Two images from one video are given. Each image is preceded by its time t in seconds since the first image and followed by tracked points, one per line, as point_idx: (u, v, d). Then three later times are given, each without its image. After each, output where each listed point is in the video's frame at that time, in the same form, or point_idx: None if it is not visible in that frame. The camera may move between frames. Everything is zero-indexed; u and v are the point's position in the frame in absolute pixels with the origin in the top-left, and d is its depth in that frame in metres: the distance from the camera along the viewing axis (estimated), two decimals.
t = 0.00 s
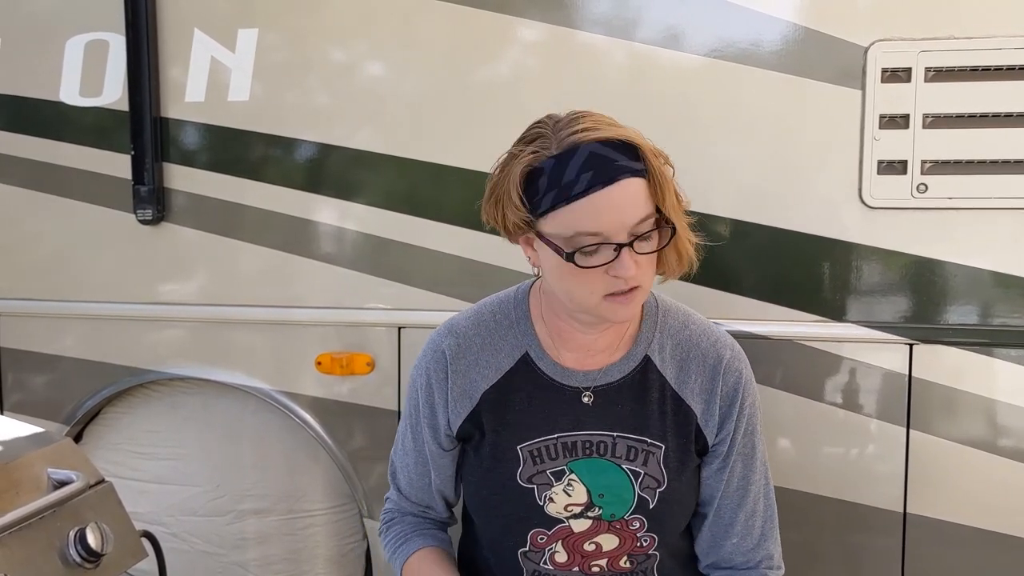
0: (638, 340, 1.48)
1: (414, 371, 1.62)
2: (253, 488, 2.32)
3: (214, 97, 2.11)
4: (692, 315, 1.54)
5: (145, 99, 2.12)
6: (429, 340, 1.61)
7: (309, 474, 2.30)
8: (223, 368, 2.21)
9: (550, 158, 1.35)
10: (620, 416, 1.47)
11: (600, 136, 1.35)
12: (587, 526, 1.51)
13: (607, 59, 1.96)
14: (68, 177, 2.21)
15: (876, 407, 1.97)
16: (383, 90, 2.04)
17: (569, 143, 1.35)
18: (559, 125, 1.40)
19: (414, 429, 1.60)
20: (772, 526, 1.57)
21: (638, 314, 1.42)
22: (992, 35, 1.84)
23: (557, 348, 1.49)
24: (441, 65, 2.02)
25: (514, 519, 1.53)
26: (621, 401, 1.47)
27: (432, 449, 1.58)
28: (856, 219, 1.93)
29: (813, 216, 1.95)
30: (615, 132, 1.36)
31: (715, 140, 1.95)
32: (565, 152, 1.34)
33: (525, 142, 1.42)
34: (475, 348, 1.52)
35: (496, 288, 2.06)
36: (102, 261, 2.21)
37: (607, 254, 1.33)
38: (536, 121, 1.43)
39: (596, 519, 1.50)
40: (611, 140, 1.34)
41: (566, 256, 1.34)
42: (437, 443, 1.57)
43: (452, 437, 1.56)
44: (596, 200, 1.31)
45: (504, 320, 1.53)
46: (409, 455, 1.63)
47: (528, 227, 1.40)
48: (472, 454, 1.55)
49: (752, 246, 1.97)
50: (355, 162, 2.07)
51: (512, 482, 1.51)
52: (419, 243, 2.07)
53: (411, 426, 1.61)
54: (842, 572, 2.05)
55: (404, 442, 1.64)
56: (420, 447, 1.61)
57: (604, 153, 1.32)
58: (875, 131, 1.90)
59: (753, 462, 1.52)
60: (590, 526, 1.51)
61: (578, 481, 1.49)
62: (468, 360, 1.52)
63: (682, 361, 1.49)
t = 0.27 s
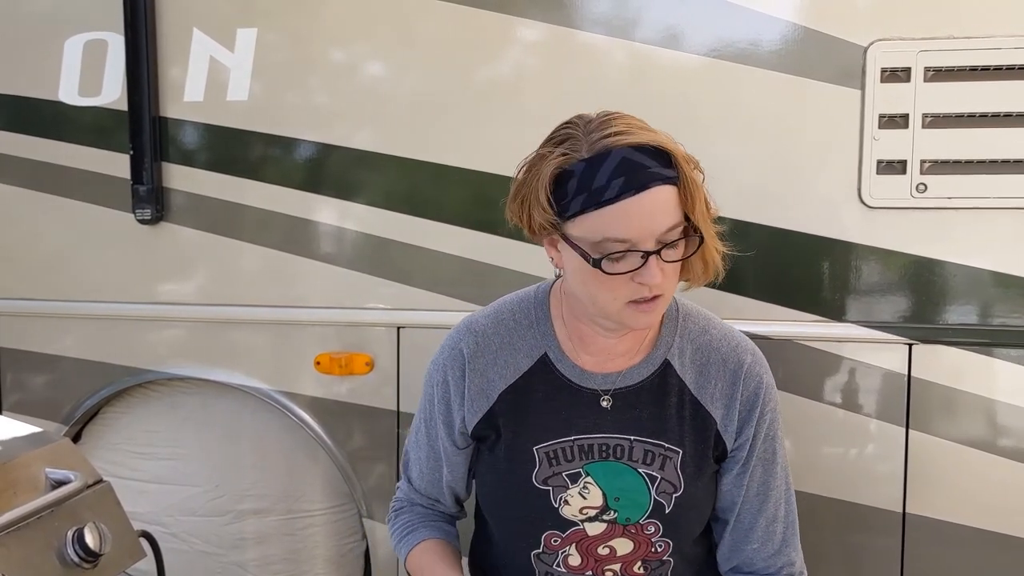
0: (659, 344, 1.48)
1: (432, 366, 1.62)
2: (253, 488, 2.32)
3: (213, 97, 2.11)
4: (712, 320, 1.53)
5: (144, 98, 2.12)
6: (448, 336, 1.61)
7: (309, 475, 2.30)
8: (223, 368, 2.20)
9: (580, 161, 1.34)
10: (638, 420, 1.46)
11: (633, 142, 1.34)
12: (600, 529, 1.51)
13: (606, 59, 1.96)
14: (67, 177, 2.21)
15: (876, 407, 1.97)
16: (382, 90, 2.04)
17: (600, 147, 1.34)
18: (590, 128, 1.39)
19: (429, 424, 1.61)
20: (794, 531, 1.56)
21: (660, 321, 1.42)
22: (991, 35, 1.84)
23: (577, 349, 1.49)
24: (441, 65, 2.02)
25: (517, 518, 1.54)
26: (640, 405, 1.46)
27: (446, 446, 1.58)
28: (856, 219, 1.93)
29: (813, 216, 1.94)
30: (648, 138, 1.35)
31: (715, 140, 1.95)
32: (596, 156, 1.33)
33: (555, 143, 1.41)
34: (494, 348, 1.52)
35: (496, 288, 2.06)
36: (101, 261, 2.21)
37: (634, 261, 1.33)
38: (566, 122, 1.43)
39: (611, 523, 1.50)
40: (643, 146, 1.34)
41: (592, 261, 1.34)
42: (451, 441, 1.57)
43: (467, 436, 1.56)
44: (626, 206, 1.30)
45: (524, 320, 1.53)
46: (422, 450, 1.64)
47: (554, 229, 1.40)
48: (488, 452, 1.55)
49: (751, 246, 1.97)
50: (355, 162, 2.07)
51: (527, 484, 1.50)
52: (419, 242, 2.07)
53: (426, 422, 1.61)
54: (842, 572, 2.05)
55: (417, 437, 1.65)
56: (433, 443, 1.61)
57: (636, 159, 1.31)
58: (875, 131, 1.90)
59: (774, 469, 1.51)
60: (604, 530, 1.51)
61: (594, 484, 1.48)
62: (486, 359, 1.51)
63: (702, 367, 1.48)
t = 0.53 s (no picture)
0: (675, 353, 1.47)
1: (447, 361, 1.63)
2: (253, 488, 2.32)
3: (213, 97, 2.11)
4: (731, 332, 1.52)
5: (144, 99, 2.12)
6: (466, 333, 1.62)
7: (309, 475, 2.30)
8: (222, 368, 2.20)
9: (580, 158, 1.35)
10: (652, 430, 1.46)
11: (633, 137, 1.34)
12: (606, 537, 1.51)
13: (606, 59, 1.96)
14: (67, 178, 2.21)
15: (876, 407, 1.97)
16: (382, 90, 2.04)
17: (600, 143, 1.35)
18: (593, 126, 1.40)
19: (440, 418, 1.62)
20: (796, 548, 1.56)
21: (667, 322, 1.40)
22: (991, 36, 1.84)
23: (590, 353, 1.49)
24: (440, 65, 2.02)
25: (520, 520, 1.55)
26: (654, 415, 1.46)
27: (456, 443, 1.58)
28: (857, 219, 1.93)
29: (813, 217, 1.94)
30: (649, 134, 1.34)
31: (715, 140, 1.95)
32: (595, 151, 1.34)
33: (561, 142, 1.43)
34: (509, 348, 1.52)
35: (496, 288, 2.05)
36: (101, 261, 2.21)
37: (632, 257, 1.32)
38: (577, 122, 1.44)
39: (617, 532, 1.50)
40: (643, 141, 1.33)
41: (590, 257, 1.34)
42: (462, 438, 1.58)
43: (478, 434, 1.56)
44: (622, 201, 1.30)
45: (541, 322, 1.53)
46: (433, 443, 1.65)
47: (559, 227, 1.42)
48: (499, 454, 1.55)
49: (751, 246, 1.97)
50: (355, 162, 2.07)
51: (536, 488, 1.51)
52: (418, 243, 2.07)
53: (438, 416, 1.62)
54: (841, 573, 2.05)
55: (429, 430, 1.66)
56: (444, 438, 1.62)
57: (634, 154, 1.31)
58: (874, 132, 1.90)
59: (781, 485, 1.51)
60: (610, 538, 1.51)
61: (603, 492, 1.49)
62: (501, 359, 1.52)
63: (718, 379, 1.47)
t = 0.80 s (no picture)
0: (672, 350, 1.46)
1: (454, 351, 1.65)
2: (253, 488, 2.32)
3: (213, 97, 2.11)
4: (729, 326, 1.50)
5: (144, 99, 2.12)
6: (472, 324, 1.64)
7: (308, 475, 2.30)
8: (222, 368, 2.20)
9: (564, 156, 1.36)
10: (645, 424, 1.44)
11: (615, 135, 1.33)
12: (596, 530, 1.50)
13: (605, 59, 1.97)
14: (67, 178, 2.21)
15: (875, 407, 1.97)
16: (382, 90, 2.04)
17: (583, 141, 1.35)
18: (582, 124, 1.40)
19: (443, 407, 1.64)
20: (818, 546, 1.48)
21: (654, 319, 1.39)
22: (990, 36, 1.84)
23: (586, 348, 1.49)
24: (440, 65, 2.02)
25: (516, 512, 1.55)
26: (648, 410, 1.45)
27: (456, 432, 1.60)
28: (856, 219, 1.93)
29: (813, 217, 1.95)
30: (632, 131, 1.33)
31: (714, 140, 1.95)
32: (578, 150, 1.34)
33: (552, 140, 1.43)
34: (509, 342, 1.53)
35: (496, 288, 2.06)
36: (101, 261, 2.21)
37: (613, 255, 1.32)
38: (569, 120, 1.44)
39: (608, 525, 1.49)
40: (625, 139, 1.32)
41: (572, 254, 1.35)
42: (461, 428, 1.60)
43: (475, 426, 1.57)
44: (600, 199, 1.30)
45: (543, 316, 1.54)
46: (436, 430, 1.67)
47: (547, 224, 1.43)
48: (496, 446, 1.56)
49: (751, 245, 1.97)
50: (355, 162, 2.07)
51: (529, 479, 1.51)
52: (418, 243, 2.07)
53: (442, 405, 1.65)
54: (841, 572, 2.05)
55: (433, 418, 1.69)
56: (446, 426, 1.64)
57: (614, 152, 1.30)
58: (874, 132, 1.90)
59: (792, 478, 1.45)
60: (600, 531, 1.50)
61: (594, 485, 1.48)
62: (500, 352, 1.53)
63: (714, 373, 1.45)
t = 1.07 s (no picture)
0: (643, 349, 1.49)
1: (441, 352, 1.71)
2: (253, 488, 2.32)
3: (213, 98, 2.12)
4: (706, 328, 1.52)
5: (143, 99, 2.12)
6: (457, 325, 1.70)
7: (308, 475, 2.30)
8: (222, 368, 2.21)
9: (510, 158, 1.47)
10: (614, 425, 1.47)
11: (547, 137, 1.40)
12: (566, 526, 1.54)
13: (605, 59, 1.97)
14: (67, 178, 2.21)
15: (875, 408, 1.97)
16: (381, 90, 2.04)
17: (522, 144, 1.44)
18: (534, 127, 1.49)
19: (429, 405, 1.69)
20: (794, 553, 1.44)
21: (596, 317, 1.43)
22: (989, 37, 1.84)
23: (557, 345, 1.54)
24: (440, 65, 2.02)
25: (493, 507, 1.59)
26: (616, 411, 1.47)
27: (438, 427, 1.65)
28: (856, 220, 1.93)
29: (812, 217, 1.95)
30: (563, 133, 1.39)
31: (714, 140, 1.95)
32: (518, 152, 1.44)
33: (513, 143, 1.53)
34: (486, 339, 1.59)
35: (495, 288, 2.06)
36: (101, 261, 2.21)
37: (541, 253, 1.40)
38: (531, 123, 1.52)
39: (575, 522, 1.53)
40: (553, 141, 1.39)
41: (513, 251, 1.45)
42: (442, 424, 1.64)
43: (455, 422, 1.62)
44: (525, 199, 1.39)
45: (521, 315, 1.59)
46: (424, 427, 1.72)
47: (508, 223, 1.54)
48: (472, 443, 1.60)
49: (750, 246, 1.97)
50: (354, 163, 2.07)
51: (501, 475, 1.55)
52: (418, 243, 2.07)
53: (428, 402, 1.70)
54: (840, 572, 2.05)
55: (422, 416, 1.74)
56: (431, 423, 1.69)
57: (539, 154, 1.38)
58: (873, 132, 1.90)
59: (763, 479, 1.43)
60: (569, 527, 1.54)
61: (562, 482, 1.51)
62: (478, 349, 1.58)
63: (685, 371, 1.47)
